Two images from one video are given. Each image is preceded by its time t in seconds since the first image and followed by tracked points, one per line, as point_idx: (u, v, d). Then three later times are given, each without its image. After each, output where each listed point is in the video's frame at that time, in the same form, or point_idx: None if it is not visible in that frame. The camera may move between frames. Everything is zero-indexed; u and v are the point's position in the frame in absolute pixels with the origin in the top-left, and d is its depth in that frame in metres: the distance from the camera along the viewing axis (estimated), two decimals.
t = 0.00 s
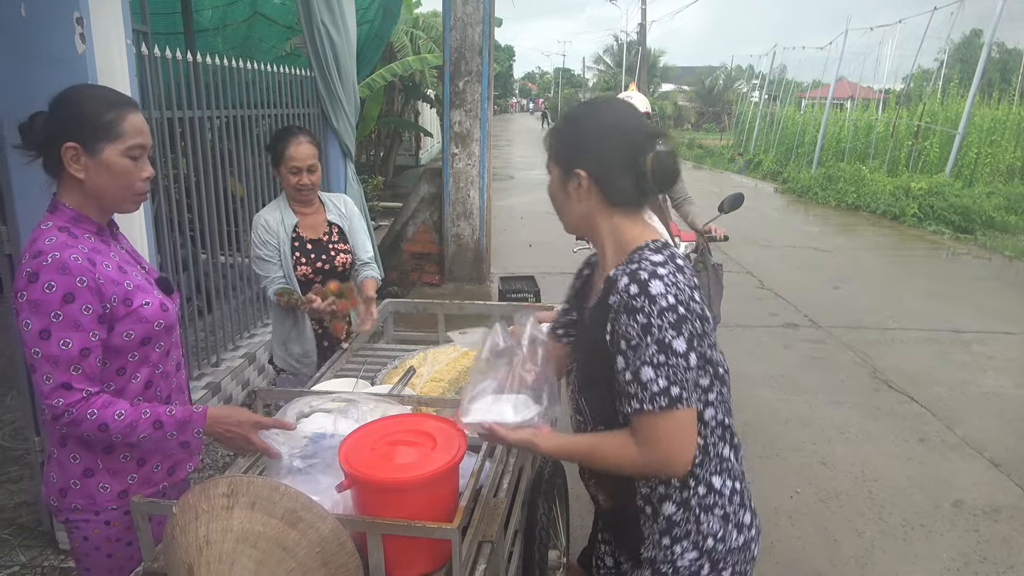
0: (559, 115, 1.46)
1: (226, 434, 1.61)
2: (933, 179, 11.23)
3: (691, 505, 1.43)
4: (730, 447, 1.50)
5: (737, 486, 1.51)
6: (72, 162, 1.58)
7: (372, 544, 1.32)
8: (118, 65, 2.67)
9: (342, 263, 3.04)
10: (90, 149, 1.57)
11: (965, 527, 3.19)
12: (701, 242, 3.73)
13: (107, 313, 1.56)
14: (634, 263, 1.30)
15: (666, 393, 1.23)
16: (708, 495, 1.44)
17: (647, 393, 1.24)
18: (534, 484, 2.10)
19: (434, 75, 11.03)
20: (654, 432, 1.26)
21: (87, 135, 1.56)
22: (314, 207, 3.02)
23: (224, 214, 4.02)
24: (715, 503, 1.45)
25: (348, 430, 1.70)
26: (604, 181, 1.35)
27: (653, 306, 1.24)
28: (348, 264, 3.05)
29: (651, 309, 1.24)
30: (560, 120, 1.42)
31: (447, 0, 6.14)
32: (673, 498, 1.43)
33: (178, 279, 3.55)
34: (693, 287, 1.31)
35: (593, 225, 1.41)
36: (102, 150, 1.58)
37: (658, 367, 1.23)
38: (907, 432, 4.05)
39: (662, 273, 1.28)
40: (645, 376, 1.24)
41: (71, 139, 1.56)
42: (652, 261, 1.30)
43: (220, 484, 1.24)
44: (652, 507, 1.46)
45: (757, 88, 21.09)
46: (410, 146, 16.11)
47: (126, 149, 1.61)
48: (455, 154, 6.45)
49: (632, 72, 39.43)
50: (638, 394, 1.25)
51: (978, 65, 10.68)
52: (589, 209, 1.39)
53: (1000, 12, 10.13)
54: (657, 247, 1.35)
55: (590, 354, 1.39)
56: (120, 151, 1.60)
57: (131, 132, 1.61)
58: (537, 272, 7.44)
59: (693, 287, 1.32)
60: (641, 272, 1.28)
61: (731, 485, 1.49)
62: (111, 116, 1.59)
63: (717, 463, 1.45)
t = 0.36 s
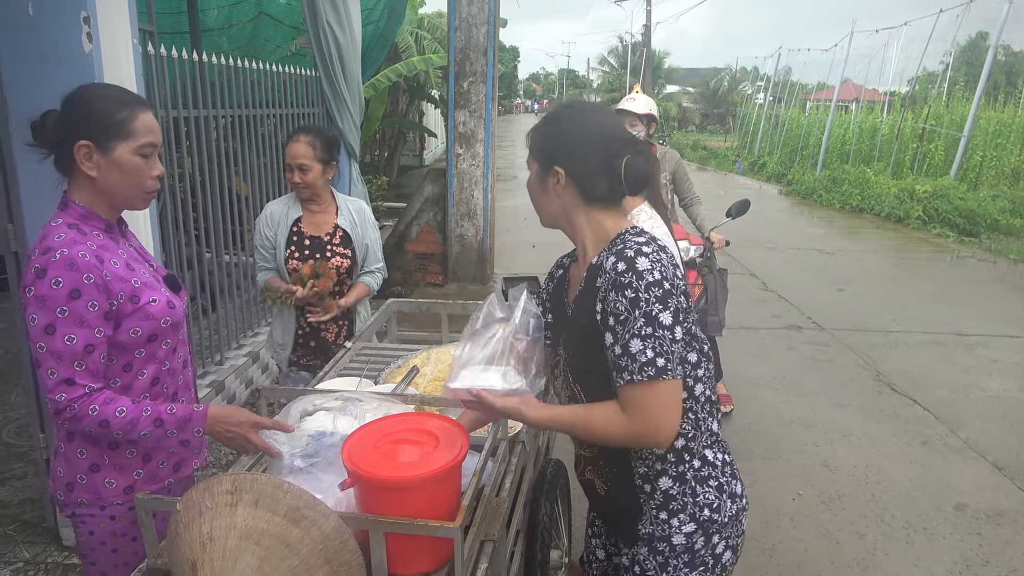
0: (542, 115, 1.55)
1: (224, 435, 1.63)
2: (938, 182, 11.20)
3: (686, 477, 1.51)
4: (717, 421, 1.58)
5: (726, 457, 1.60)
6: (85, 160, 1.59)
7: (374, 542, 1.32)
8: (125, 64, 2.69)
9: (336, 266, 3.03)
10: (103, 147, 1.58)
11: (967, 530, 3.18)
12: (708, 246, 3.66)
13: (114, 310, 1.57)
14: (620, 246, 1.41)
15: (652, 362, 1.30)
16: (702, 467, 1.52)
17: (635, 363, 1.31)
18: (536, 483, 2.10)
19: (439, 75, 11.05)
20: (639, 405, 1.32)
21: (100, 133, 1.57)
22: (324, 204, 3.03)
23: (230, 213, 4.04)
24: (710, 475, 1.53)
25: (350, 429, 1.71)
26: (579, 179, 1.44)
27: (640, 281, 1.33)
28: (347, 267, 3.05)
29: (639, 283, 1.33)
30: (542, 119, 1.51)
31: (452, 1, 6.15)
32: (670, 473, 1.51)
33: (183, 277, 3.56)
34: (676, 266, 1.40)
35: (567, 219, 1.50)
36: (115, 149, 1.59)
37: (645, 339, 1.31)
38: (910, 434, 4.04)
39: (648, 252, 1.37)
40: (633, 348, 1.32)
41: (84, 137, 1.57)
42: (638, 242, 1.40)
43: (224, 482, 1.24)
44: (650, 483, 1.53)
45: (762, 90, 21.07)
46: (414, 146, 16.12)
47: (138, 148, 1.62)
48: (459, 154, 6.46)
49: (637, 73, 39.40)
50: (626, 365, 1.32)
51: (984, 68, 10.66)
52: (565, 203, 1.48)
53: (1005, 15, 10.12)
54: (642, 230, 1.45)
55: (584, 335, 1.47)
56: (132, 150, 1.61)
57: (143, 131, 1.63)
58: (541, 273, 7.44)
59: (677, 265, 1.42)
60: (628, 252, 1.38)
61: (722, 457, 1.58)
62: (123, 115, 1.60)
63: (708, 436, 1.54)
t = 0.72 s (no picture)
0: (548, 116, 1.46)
1: (221, 437, 1.64)
2: (939, 184, 11.20)
3: (661, 492, 1.49)
4: (706, 441, 1.54)
5: (711, 477, 1.56)
6: (91, 158, 1.59)
7: (373, 539, 1.33)
8: (126, 63, 2.69)
9: (334, 265, 3.01)
10: (107, 144, 1.59)
11: (966, 531, 3.18)
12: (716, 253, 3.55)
13: (116, 307, 1.57)
14: (624, 247, 1.35)
15: (614, 373, 1.27)
16: (678, 483, 1.49)
17: (596, 370, 1.28)
18: (535, 483, 2.10)
19: (440, 76, 11.06)
20: (592, 410, 1.30)
21: (104, 131, 1.58)
22: (324, 203, 3.03)
23: (230, 212, 4.05)
24: (686, 492, 1.50)
25: (351, 427, 1.71)
26: (620, 164, 1.38)
27: (626, 289, 1.29)
28: (346, 267, 3.03)
29: (625, 291, 1.29)
30: (558, 117, 1.42)
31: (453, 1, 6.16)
32: (644, 485, 1.49)
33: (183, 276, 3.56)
34: (677, 280, 1.33)
35: (608, 212, 1.42)
36: (120, 146, 1.60)
37: (614, 349, 1.28)
38: (909, 435, 4.04)
39: (647, 260, 1.31)
40: (600, 354, 1.28)
41: (88, 135, 1.58)
42: (641, 249, 1.34)
43: (223, 480, 1.25)
44: (623, 492, 1.51)
45: (763, 91, 21.08)
46: (416, 147, 16.15)
47: (143, 145, 1.62)
48: (460, 154, 6.46)
49: (638, 74, 39.41)
50: (590, 369, 1.30)
51: (985, 70, 10.66)
52: (606, 194, 1.40)
53: (1006, 17, 10.12)
54: (654, 237, 1.37)
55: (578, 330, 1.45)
56: (138, 146, 1.62)
57: (147, 128, 1.63)
58: (541, 273, 7.45)
59: (680, 280, 1.34)
60: (626, 256, 1.33)
61: (705, 476, 1.54)
62: (128, 113, 1.61)
63: (690, 453, 1.50)
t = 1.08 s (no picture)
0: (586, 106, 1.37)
1: (222, 436, 1.64)
2: (940, 183, 11.20)
3: (630, 515, 1.45)
4: (694, 473, 1.45)
5: (696, 512, 1.45)
6: (92, 158, 1.60)
7: (374, 537, 1.33)
8: (127, 63, 2.69)
9: (326, 262, 3.03)
10: (109, 143, 1.59)
11: (967, 530, 3.18)
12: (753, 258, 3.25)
13: (118, 306, 1.58)
14: (624, 269, 1.28)
15: (585, 401, 1.25)
16: (650, 511, 1.44)
17: (570, 393, 1.26)
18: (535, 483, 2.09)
19: (440, 76, 11.07)
20: (557, 431, 1.30)
21: (107, 130, 1.58)
22: (311, 202, 3.04)
23: (231, 213, 4.05)
24: (657, 522, 1.43)
25: (352, 426, 1.71)
26: (652, 172, 1.32)
27: (610, 318, 1.23)
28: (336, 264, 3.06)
29: (608, 320, 1.24)
30: (598, 111, 1.34)
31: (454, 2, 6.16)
32: (616, 505, 1.46)
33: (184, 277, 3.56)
34: (673, 313, 1.25)
35: (635, 218, 1.36)
36: (122, 144, 1.60)
37: (589, 376, 1.25)
38: (910, 435, 4.04)
39: (639, 290, 1.24)
40: (575, 379, 1.26)
41: (89, 135, 1.58)
42: (639, 275, 1.26)
43: (224, 479, 1.25)
44: (598, 507, 1.50)
45: (764, 91, 21.10)
46: (417, 147, 16.17)
47: (144, 143, 1.63)
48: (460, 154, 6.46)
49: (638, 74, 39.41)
50: (567, 390, 1.28)
51: (986, 70, 10.66)
52: (632, 200, 1.34)
53: (1007, 16, 10.12)
54: (658, 261, 1.28)
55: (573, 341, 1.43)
56: (139, 144, 1.62)
57: (148, 126, 1.64)
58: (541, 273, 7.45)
59: (675, 313, 1.25)
60: (619, 282, 1.26)
61: (686, 509, 1.44)
62: (129, 111, 1.61)
63: (670, 484, 1.43)
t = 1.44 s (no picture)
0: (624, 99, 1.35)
1: (221, 434, 1.64)
2: (941, 184, 11.19)
3: (630, 531, 1.45)
4: (697, 491, 1.44)
5: (697, 530, 1.45)
6: (91, 153, 1.59)
7: (373, 536, 1.33)
8: (128, 59, 2.68)
9: (298, 258, 3.01)
10: (108, 138, 1.59)
11: (968, 532, 3.17)
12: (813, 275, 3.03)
13: (118, 303, 1.57)
14: (642, 284, 1.27)
15: (593, 420, 1.24)
16: (650, 529, 1.43)
17: (579, 411, 1.25)
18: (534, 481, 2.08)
19: (442, 75, 11.07)
20: (562, 446, 1.28)
21: (106, 124, 1.58)
22: (290, 198, 3.04)
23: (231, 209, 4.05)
24: (657, 541, 1.43)
25: (352, 424, 1.71)
26: (679, 178, 1.30)
27: (625, 337, 1.22)
28: (311, 261, 3.03)
29: (623, 338, 1.22)
30: (636, 106, 1.31)
31: None
32: (616, 520, 1.46)
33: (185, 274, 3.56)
34: (690, 334, 1.23)
35: (656, 222, 1.35)
36: (120, 139, 1.59)
37: (599, 395, 1.23)
38: (911, 436, 4.03)
39: (656, 309, 1.22)
40: (585, 396, 1.25)
41: (88, 130, 1.58)
42: (657, 292, 1.24)
43: (224, 476, 1.24)
44: (598, 520, 1.51)
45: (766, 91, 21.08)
46: (419, 146, 16.19)
47: (142, 137, 1.62)
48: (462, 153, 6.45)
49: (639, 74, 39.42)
50: (576, 407, 1.26)
51: (988, 71, 10.65)
52: (656, 203, 1.33)
53: (1009, 18, 10.10)
54: (678, 276, 1.27)
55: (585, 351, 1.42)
56: (138, 139, 1.61)
57: (147, 120, 1.63)
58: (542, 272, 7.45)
59: (692, 335, 1.23)
60: (636, 299, 1.24)
61: (686, 527, 1.44)
62: (128, 105, 1.61)
63: (671, 502, 1.43)
